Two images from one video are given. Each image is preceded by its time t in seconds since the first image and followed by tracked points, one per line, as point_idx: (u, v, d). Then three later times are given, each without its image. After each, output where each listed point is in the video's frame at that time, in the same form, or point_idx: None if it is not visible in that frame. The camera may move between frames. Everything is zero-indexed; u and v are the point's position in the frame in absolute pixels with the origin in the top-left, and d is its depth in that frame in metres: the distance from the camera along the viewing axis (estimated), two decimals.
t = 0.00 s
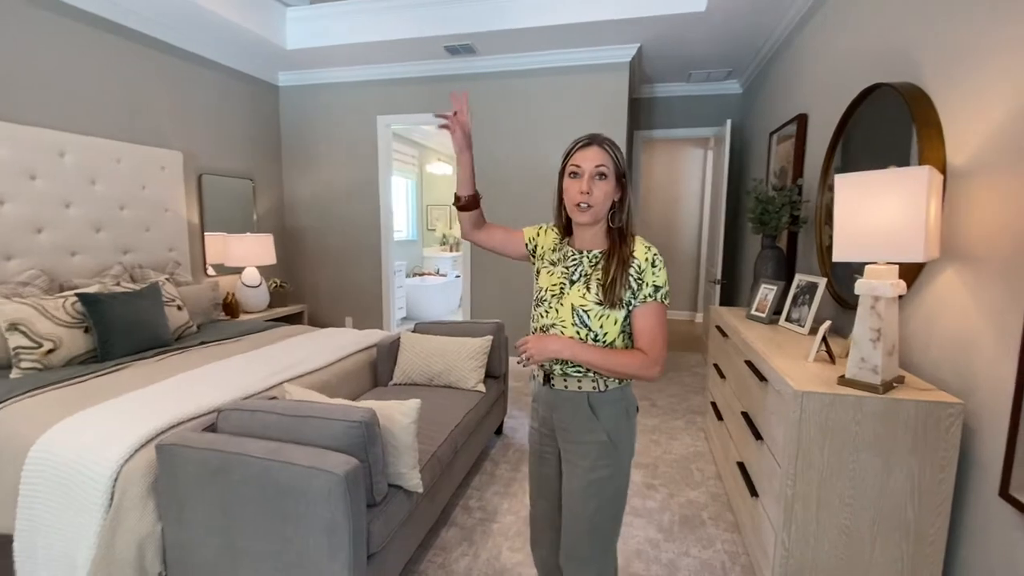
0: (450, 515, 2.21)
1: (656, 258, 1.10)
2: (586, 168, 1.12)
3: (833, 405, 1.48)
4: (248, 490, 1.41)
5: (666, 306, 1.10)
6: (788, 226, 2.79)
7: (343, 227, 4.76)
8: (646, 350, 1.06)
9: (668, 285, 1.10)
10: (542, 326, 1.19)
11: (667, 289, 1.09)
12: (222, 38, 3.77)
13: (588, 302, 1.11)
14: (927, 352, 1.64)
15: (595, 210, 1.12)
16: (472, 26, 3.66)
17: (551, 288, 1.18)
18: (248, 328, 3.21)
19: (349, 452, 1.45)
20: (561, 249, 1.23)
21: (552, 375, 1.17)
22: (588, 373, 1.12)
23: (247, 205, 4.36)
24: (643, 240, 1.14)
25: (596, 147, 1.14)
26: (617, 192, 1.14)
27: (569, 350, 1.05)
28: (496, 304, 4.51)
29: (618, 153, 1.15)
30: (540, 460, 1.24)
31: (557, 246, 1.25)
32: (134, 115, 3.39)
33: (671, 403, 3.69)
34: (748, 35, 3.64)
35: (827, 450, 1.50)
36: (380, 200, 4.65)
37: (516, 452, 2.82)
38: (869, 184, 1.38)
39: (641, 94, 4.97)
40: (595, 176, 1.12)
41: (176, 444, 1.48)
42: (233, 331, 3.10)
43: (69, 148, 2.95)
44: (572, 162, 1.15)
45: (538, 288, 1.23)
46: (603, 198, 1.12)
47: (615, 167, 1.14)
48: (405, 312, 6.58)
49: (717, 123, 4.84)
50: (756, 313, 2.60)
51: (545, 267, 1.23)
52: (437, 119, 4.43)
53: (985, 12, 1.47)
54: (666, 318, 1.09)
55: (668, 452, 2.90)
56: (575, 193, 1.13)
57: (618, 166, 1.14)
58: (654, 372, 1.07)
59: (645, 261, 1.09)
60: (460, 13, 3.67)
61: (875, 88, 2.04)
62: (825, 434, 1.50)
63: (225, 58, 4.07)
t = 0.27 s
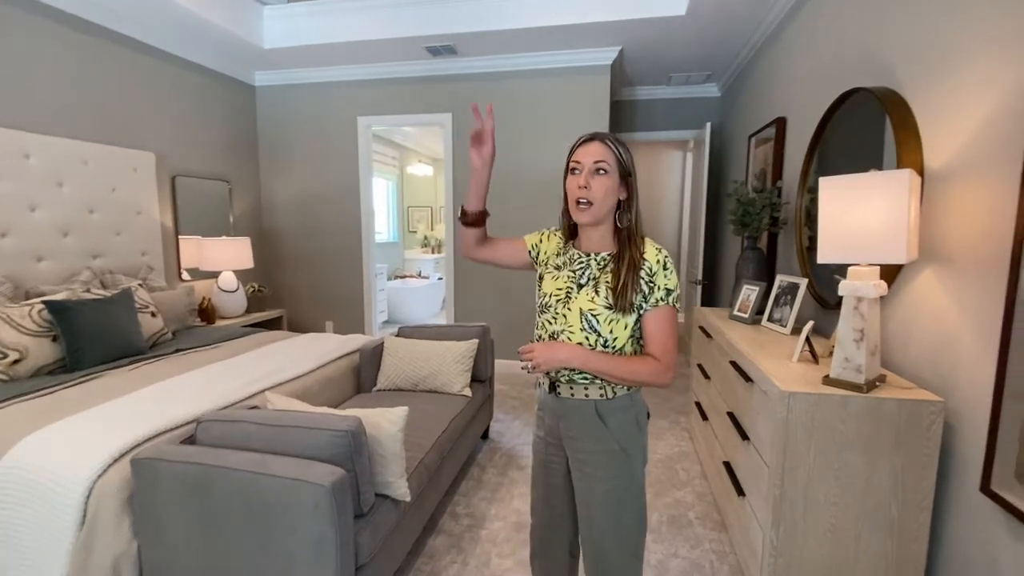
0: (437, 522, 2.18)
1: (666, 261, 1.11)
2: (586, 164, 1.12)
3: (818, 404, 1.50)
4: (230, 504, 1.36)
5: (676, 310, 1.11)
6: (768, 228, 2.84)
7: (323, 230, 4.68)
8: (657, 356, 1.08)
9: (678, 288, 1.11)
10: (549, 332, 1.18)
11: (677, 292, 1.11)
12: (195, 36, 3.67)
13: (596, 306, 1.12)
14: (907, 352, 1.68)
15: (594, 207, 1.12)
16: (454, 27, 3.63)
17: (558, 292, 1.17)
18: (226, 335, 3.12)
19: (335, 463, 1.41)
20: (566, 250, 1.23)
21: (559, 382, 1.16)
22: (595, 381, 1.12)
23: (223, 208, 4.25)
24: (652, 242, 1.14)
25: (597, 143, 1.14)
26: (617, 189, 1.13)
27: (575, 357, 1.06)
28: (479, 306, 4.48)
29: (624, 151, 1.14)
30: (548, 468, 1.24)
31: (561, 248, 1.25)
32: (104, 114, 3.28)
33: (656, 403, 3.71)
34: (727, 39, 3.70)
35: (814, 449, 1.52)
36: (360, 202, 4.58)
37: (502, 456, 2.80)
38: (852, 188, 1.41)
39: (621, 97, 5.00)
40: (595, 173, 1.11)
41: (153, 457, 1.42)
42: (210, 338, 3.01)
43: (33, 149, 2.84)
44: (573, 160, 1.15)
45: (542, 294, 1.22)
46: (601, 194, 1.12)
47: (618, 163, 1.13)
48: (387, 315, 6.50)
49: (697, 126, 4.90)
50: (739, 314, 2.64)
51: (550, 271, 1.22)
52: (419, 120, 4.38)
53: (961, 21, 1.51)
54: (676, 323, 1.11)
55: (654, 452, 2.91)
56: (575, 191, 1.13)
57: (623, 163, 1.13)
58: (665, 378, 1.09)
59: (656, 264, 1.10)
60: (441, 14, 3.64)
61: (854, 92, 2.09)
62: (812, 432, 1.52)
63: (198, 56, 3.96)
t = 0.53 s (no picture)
0: (428, 526, 2.15)
1: (655, 261, 1.08)
2: (563, 164, 1.22)
3: (808, 401, 1.52)
4: (217, 514, 1.32)
5: (672, 313, 1.07)
6: (754, 226, 2.87)
7: (306, 230, 4.60)
8: (648, 367, 1.05)
9: (674, 289, 1.07)
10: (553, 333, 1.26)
11: (669, 293, 1.07)
12: (172, 32, 3.57)
13: (582, 308, 1.15)
14: (893, 348, 1.71)
15: (568, 203, 1.20)
16: (439, 26, 3.60)
17: (557, 293, 1.23)
18: (207, 338, 3.05)
19: (325, 468, 1.38)
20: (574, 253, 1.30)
21: (561, 383, 1.23)
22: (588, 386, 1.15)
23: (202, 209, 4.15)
24: (648, 241, 1.12)
25: (576, 142, 1.21)
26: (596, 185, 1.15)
27: (559, 363, 1.10)
28: (466, 307, 4.45)
29: (615, 147, 1.14)
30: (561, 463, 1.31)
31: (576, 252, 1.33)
32: (76, 112, 3.17)
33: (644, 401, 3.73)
34: (711, 40, 3.73)
35: (804, 445, 1.54)
36: (344, 202, 4.51)
37: (492, 457, 2.78)
38: (840, 186, 1.43)
39: (606, 96, 5.02)
40: (568, 170, 1.19)
41: (134, 466, 1.37)
42: (190, 341, 2.93)
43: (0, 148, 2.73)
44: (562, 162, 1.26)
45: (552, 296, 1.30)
46: (575, 191, 1.17)
47: (590, 157, 1.16)
48: (372, 317, 6.43)
49: (681, 126, 4.94)
50: (726, 312, 2.66)
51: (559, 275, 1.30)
52: (403, 119, 4.34)
53: (942, 23, 1.54)
54: (673, 328, 1.07)
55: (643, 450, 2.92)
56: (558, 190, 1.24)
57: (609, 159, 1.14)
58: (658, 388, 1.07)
59: (642, 264, 1.08)
60: (426, 12, 3.60)
61: (837, 92, 2.12)
62: (802, 429, 1.53)
63: (175, 53, 3.86)
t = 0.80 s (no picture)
0: (427, 530, 2.13)
1: (615, 265, 1.20)
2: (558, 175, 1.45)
3: (808, 399, 1.53)
4: (216, 523, 1.28)
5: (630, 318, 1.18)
6: (746, 225, 2.90)
7: (295, 231, 4.53)
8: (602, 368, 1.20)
9: (635, 292, 1.17)
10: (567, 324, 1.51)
11: (627, 297, 1.18)
12: (156, 30, 3.50)
13: (566, 305, 1.36)
14: (889, 346, 1.73)
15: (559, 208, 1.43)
16: (429, 25, 3.57)
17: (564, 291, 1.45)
18: (195, 342, 2.98)
19: (326, 475, 1.36)
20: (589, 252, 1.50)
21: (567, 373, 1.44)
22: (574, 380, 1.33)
23: (188, 210, 4.07)
24: (619, 243, 1.24)
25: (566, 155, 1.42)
26: (573, 192, 1.34)
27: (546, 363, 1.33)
28: (458, 308, 4.43)
29: (588, 153, 1.31)
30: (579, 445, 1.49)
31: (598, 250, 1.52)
32: (57, 111, 3.08)
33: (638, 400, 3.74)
34: (701, 41, 3.76)
35: (805, 442, 1.55)
36: (333, 202, 4.46)
37: (489, 459, 2.77)
38: (838, 186, 1.44)
39: (596, 97, 5.03)
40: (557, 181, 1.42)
41: (127, 476, 1.34)
42: (178, 346, 2.87)
43: None
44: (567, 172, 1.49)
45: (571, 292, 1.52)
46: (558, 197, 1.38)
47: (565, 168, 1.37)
48: (361, 318, 6.36)
49: (670, 126, 4.97)
50: (720, 311, 2.67)
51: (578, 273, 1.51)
52: (393, 119, 4.29)
53: (934, 25, 1.57)
54: (630, 334, 1.17)
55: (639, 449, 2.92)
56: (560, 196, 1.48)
57: (578, 167, 1.32)
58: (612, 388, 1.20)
59: (605, 268, 1.22)
60: (416, 11, 3.57)
61: (830, 93, 2.15)
62: (802, 427, 1.55)
63: (158, 50, 3.77)
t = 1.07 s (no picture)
0: (429, 533, 2.12)
1: (595, 264, 1.41)
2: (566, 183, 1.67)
3: (813, 397, 1.54)
4: (223, 531, 1.26)
5: (603, 311, 1.39)
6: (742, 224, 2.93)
7: (287, 232, 4.48)
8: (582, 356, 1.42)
9: (609, 288, 1.38)
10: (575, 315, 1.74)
11: (602, 292, 1.39)
12: (144, 28, 3.43)
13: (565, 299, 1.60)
14: (888, 342, 1.75)
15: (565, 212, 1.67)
16: (424, 25, 3.55)
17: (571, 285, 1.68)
18: (189, 346, 2.94)
19: (334, 480, 1.34)
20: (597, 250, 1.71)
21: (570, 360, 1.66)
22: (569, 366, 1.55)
23: (177, 212, 4.00)
24: (603, 246, 1.45)
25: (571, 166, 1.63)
26: (570, 199, 1.56)
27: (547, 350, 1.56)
28: (454, 308, 4.41)
29: (584, 165, 1.53)
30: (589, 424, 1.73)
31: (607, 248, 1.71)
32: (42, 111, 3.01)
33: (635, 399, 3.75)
34: (695, 40, 3.77)
35: (810, 440, 1.56)
36: (326, 203, 4.41)
37: (489, 460, 2.76)
38: (843, 184, 1.45)
39: (589, 96, 5.03)
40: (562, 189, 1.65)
41: (129, 484, 1.31)
42: (172, 350, 2.81)
43: None
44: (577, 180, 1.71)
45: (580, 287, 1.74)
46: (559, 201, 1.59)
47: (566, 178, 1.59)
48: (354, 319, 6.31)
49: (663, 125, 4.99)
50: (718, 309, 2.69)
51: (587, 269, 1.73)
52: (387, 118, 4.26)
53: (930, 26, 1.59)
54: (602, 328, 1.38)
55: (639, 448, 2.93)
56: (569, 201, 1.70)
57: (578, 177, 1.54)
58: (586, 374, 1.42)
59: (587, 266, 1.43)
60: (410, 10, 3.55)
61: (826, 93, 2.17)
62: (807, 425, 1.56)
63: (146, 49, 3.70)
